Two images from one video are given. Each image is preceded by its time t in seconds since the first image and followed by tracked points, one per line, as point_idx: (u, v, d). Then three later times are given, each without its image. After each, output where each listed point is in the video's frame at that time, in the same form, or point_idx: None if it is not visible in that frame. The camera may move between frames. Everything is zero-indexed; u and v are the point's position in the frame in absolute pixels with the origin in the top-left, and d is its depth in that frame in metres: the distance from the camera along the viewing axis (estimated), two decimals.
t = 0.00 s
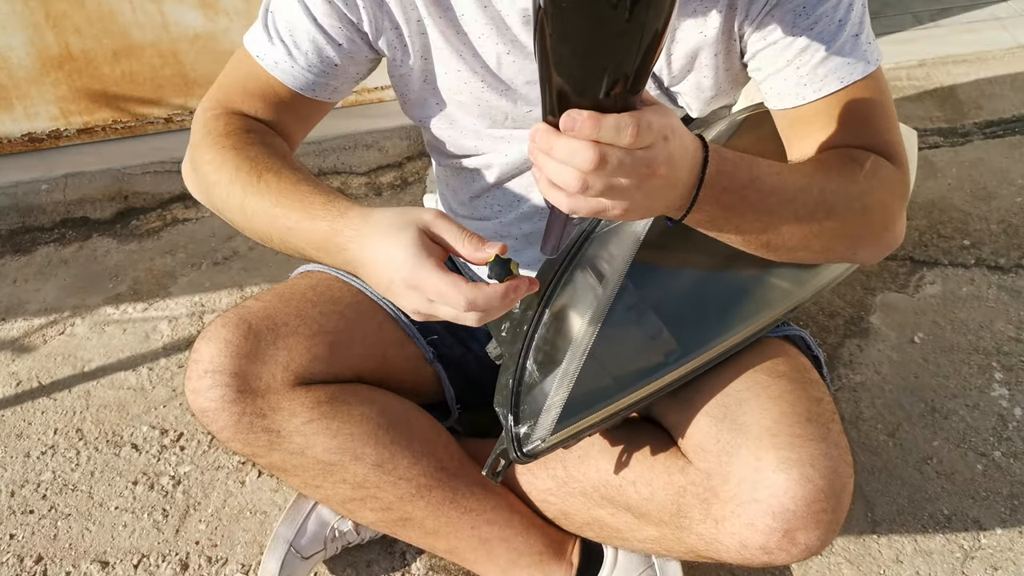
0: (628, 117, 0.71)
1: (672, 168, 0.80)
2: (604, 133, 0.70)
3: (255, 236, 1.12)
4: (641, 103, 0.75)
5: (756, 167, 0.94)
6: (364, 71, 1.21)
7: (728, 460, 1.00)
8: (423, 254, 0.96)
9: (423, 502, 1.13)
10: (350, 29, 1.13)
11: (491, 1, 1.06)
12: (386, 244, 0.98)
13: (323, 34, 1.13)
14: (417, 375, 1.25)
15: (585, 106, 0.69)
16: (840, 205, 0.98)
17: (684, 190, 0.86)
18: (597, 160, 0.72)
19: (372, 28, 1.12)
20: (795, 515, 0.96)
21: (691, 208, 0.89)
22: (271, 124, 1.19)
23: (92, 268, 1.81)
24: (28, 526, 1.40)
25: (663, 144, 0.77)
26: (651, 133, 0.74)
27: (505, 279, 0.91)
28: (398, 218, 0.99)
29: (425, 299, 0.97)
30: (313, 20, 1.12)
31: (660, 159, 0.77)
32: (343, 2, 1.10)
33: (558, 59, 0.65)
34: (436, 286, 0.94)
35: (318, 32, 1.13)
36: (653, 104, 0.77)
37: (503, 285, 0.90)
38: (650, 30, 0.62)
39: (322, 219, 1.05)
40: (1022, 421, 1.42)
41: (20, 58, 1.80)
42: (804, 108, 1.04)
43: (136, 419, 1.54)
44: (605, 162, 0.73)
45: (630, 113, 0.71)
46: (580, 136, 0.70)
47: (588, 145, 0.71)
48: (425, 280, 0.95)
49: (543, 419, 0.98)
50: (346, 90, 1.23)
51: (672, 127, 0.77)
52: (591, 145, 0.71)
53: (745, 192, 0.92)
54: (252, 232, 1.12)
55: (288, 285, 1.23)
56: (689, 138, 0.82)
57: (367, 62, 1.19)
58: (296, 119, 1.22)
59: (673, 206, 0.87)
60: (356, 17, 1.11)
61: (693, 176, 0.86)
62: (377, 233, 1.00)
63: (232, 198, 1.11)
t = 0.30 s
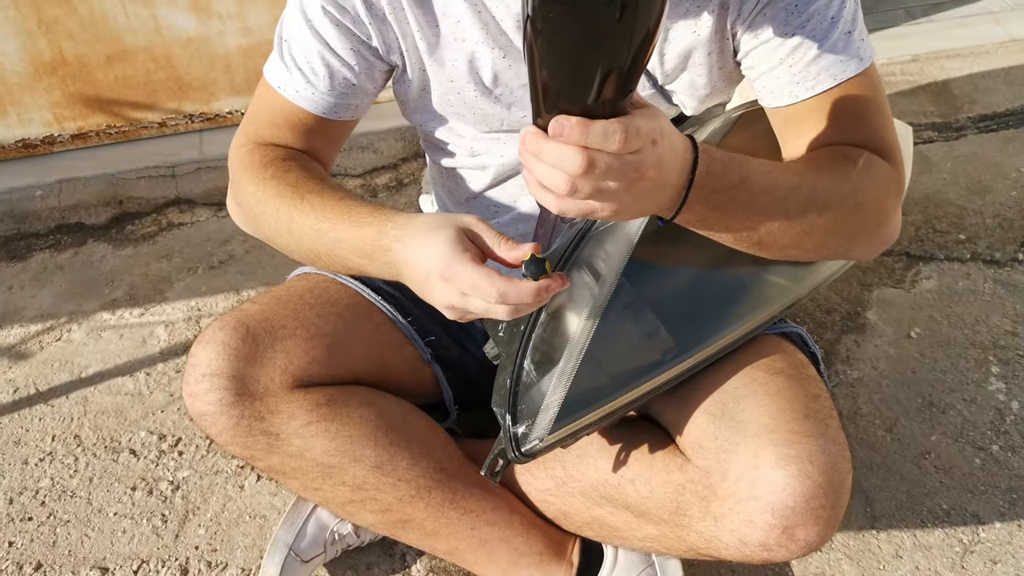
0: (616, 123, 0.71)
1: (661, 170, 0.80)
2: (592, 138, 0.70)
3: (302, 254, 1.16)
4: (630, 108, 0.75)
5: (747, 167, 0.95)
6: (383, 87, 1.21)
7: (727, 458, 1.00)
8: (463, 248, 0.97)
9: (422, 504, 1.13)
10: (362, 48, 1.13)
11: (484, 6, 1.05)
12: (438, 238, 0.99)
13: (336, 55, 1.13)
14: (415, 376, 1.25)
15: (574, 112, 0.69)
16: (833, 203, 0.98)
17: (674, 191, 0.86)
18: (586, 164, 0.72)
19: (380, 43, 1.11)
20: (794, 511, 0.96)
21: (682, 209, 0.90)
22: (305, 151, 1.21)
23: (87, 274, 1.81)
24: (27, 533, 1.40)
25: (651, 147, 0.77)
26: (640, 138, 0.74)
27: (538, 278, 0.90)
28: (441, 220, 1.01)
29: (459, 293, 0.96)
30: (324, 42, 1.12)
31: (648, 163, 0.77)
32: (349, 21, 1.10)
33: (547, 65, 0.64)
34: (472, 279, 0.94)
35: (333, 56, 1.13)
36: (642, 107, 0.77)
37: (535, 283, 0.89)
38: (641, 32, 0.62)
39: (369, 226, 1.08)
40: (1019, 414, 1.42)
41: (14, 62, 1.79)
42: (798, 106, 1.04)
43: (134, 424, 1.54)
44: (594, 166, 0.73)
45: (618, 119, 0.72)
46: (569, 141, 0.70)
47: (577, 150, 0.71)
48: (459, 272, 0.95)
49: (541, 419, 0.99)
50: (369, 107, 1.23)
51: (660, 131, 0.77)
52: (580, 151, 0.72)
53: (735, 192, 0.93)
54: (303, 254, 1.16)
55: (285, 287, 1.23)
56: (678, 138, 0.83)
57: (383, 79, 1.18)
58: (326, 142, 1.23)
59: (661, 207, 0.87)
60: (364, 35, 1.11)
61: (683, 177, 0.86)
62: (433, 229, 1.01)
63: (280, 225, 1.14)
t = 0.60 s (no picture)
0: (596, 125, 0.72)
1: (641, 170, 0.81)
2: (573, 138, 0.71)
3: (298, 268, 1.16)
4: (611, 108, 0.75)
5: (728, 166, 0.95)
6: (372, 95, 1.20)
7: (722, 457, 1.00)
8: (460, 261, 0.98)
9: (419, 510, 1.13)
10: (350, 57, 1.12)
11: (470, 10, 1.05)
12: (434, 253, 0.99)
13: (325, 65, 1.13)
14: (410, 382, 1.24)
15: (553, 112, 0.69)
16: (816, 200, 0.99)
17: (653, 191, 0.87)
18: (565, 163, 0.73)
19: (368, 51, 1.11)
20: (790, 509, 0.96)
21: (661, 208, 0.90)
22: (297, 163, 1.20)
23: (81, 286, 1.80)
24: (24, 546, 1.40)
25: (632, 148, 0.78)
26: (619, 138, 0.75)
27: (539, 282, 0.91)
28: (436, 233, 1.02)
29: (460, 306, 0.97)
30: (313, 53, 1.12)
31: (628, 163, 0.79)
32: (337, 31, 1.10)
33: (531, 66, 0.64)
34: (472, 291, 0.94)
35: (322, 66, 1.13)
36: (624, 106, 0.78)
37: (537, 288, 0.90)
38: (625, 28, 0.62)
39: (366, 241, 1.08)
40: (1016, 408, 1.42)
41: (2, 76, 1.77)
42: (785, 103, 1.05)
43: (129, 436, 1.53)
44: (573, 165, 0.74)
45: (599, 120, 0.72)
46: (548, 139, 0.71)
47: (556, 149, 0.72)
48: (459, 286, 0.95)
49: (532, 422, 0.99)
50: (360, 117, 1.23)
51: (641, 131, 0.78)
52: (559, 150, 0.72)
53: (714, 191, 0.94)
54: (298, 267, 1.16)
55: (277, 295, 1.23)
56: (658, 138, 0.83)
57: (371, 88, 1.18)
58: (318, 153, 1.22)
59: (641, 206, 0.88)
60: (352, 44, 1.11)
61: (662, 177, 0.87)
62: (427, 244, 1.01)
63: (276, 238, 1.14)
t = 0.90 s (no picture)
0: (589, 113, 0.71)
1: (639, 158, 0.81)
2: (565, 127, 0.70)
3: (309, 271, 1.16)
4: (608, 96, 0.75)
5: (726, 157, 0.95)
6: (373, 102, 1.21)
7: (717, 459, 1.00)
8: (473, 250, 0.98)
9: (415, 513, 1.13)
10: (349, 65, 1.13)
11: (465, 12, 1.06)
12: (444, 243, 1.00)
13: (325, 73, 1.13)
14: (406, 384, 1.25)
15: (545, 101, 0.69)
16: (813, 195, 0.99)
17: (652, 181, 0.86)
18: (559, 151, 0.73)
19: (366, 58, 1.12)
20: (786, 510, 0.96)
21: (661, 198, 0.90)
22: (303, 169, 1.20)
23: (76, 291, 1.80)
24: (19, 552, 1.39)
25: (629, 135, 0.77)
26: (615, 125, 0.74)
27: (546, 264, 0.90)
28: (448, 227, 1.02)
29: (470, 292, 0.96)
30: (314, 61, 1.12)
31: (625, 151, 0.78)
32: (335, 39, 1.10)
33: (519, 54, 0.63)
34: (481, 275, 0.94)
35: (324, 74, 1.13)
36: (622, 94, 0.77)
37: (544, 270, 0.88)
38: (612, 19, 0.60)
39: (371, 241, 1.08)
40: (1010, 409, 1.43)
41: None
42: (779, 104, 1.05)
43: (125, 440, 1.53)
44: (568, 153, 0.73)
45: (593, 108, 0.71)
46: (541, 128, 0.70)
47: (550, 137, 0.72)
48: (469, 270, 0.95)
49: (523, 425, 1.00)
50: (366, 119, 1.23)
51: (638, 119, 0.78)
52: (553, 138, 0.72)
53: (714, 182, 0.93)
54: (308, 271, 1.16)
55: (273, 298, 1.23)
56: (656, 126, 0.83)
57: (373, 94, 1.18)
58: (325, 161, 1.23)
59: (641, 195, 0.87)
60: (351, 51, 1.11)
61: (661, 167, 0.86)
62: (437, 236, 1.01)
63: (285, 242, 1.14)
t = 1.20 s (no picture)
0: (612, 91, 0.71)
1: (661, 141, 0.81)
2: (589, 106, 0.70)
3: (320, 270, 1.18)
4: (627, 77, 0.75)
5: (743, 146, 0.95)
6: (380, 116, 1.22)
7: (713, 458, 1.00)
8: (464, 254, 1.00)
9: (412, 511, 1.13)
10: (355, 75, 1.14)
11: (470, 12, 1.05)
12: (438, 245, 1.02)
13: (331, 84, 1.14)
14: (405, 384, 1.25)
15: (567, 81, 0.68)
16: (826, 187, 0.99)
17: (674, 166, 0.86)
18: (583, 132, 0.73)
19: (369, 65, 1.12)
20: (781, 509, 0.96)
21: (683, 183, 0.90)
22: (325, 175, 1.22)
23: (72, 291, 1.80)
24: (15, 552, 1.39)
25: (651, 116, 0.77)
26: (637, 105, 0.74)
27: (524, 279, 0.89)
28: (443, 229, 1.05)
29: (458, 297, 0.99)
30: (319, 72, 1.13)
31: (648, 132, 0.78)
32: (340, 49, 1.10)
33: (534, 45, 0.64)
34: (467, 284, 0.97)
35: (330, 83, 1.14)
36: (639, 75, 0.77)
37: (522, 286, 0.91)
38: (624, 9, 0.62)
39: (373, 245, 1.10)
40: (1006, 409, 1.43)
41: None
42: (785, 101, 1.05)
43: (122, 440, 1.53)
44: (592, 134, 0.73)
45: (614, 86, 0.71)
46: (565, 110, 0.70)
47: (573, 119, 0.72)
48: (456, 277, 0.98)
49: (509, 420, 1.01)
50: (382, 122, 1.24)
51: (658, 101, 0.78)
52: (577, 120, 0.72)
53: (733, 170, 0.93)
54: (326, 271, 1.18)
55: (272, 295, 1.23)
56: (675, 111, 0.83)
57: (380, 101, 1.19)
58: (346, 169, 1.25)
59: (664, 180, 0.87)
60: (355, 61, 1.12)
61: (682, 152, 0.87)
62: (431, 237, 1.04)
63: (302, 246, 1.17)
